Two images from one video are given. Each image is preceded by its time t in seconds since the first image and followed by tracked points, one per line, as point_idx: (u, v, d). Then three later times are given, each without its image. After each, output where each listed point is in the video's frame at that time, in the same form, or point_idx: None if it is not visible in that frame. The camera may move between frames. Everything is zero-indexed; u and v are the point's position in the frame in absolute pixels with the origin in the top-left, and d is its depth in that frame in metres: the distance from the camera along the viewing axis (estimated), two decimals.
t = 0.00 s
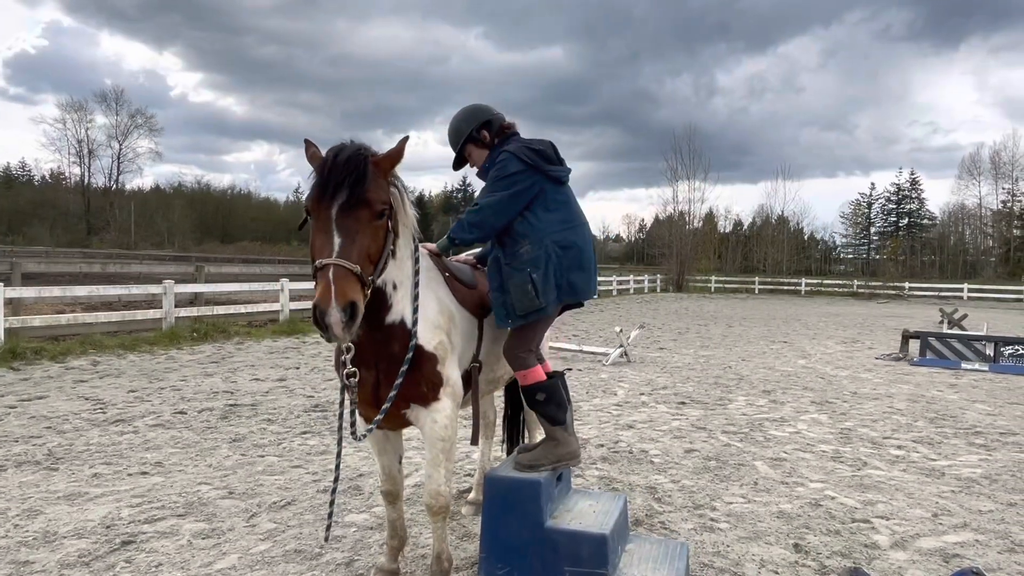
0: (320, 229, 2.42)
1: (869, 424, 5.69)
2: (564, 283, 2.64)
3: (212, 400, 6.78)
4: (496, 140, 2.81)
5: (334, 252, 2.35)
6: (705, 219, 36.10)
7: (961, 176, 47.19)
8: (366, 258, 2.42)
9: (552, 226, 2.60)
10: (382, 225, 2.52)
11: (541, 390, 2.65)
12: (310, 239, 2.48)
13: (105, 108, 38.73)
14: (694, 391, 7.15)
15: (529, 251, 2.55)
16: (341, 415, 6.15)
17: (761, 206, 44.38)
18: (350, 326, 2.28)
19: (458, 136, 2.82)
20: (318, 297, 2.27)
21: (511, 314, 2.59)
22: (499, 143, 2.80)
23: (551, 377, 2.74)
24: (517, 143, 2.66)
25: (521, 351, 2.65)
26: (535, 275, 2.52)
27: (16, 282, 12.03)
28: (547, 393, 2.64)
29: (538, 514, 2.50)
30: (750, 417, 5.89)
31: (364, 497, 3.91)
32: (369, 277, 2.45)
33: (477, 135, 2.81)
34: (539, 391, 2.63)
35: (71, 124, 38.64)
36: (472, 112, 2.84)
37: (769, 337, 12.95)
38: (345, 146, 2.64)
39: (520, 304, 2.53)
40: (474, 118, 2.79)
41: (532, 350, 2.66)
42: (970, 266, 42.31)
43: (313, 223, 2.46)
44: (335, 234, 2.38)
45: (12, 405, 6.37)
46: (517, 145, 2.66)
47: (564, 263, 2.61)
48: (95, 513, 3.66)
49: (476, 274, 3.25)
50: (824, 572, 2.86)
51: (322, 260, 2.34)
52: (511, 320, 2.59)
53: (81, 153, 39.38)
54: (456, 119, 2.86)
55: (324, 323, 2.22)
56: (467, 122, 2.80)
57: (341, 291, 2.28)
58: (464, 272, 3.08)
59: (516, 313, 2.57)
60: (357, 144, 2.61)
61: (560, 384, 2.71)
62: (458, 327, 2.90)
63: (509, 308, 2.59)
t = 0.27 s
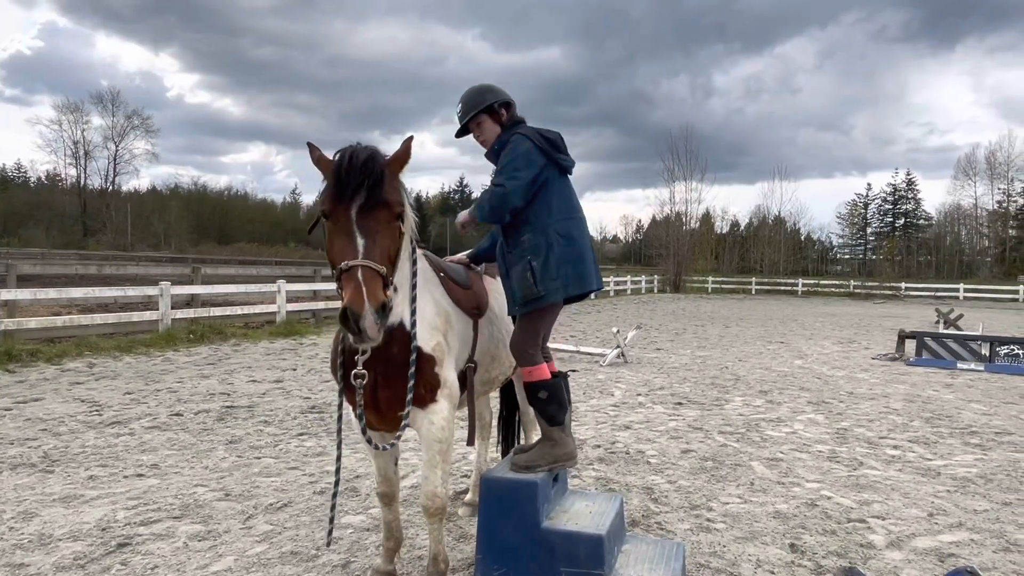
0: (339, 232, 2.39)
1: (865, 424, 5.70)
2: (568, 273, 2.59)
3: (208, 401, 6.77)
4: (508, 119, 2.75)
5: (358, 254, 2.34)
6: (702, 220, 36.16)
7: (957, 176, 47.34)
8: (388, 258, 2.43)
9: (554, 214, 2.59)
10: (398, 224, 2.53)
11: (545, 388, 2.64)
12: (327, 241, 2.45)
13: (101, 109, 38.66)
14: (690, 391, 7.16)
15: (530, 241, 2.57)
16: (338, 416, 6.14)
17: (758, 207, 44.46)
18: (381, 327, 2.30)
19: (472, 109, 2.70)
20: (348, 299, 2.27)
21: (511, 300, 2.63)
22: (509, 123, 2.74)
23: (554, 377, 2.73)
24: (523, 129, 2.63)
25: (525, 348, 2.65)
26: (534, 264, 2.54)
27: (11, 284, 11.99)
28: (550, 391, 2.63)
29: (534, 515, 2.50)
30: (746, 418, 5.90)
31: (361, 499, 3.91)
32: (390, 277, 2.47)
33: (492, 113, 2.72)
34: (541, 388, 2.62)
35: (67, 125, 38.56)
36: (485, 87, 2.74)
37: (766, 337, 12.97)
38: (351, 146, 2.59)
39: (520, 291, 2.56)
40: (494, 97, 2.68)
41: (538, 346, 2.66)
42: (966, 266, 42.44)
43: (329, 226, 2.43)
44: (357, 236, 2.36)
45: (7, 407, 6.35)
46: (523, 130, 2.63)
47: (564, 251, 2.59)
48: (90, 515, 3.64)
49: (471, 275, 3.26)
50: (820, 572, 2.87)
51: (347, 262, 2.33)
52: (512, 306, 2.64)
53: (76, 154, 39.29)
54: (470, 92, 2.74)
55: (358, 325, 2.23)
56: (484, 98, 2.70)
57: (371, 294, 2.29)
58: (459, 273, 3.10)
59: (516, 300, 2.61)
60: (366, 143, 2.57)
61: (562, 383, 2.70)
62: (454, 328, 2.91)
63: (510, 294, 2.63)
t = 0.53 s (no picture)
0: (357, 234, 2.36)
1: (861, 424, 5.72)
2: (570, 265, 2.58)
3: (204, 404, 6.75)
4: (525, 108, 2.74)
5: (379, 255, 2.32)
6: (698, 221, 36.23)
7: (952, 176, 47.51)
8: (405, 259, 2.42)
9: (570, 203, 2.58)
10: (412, 226, 2.52)
11: (544, 388, 2.63)
12: (342, 244, 2.41)
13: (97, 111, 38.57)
14: (687, 392, 7.17)
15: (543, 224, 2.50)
16: (335, 418, 6.13)
17: (754, 207, 44.57)
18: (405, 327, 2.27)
19: (491, 91, 2.64)
20: (371, 299, 2.23)
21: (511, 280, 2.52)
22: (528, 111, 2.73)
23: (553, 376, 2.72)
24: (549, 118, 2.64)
25: (526, 350, 2.62)
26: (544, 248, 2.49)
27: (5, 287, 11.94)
28: (550, 391, 2.62)
29: (530, 516, 2.50)
30: (743, 418, 5.91)
31: (357, 501, 3.90)
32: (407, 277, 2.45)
33: (510, 100, 2.69)
34: (542, 389, 2.61)
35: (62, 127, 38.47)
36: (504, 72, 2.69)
37: (762, 338, 13.00)
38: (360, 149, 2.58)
39: (523, 274, 2.48)
40: (515, 83, 2.65)
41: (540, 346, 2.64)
42: (962, 265, 42.59)
43: (345, 229, 2.40)
44: (376, 236, 2.34)
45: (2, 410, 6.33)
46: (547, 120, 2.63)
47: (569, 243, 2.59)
48: (86, 519, 3.63)
49: (464, 276, 3.27)
50: (815, 572, 2.88)
51: (369, 263, 2.30)
52: (510, 287, 2.55)
53: (72, 156, 39.19)
54: (489, 75, 2.68)
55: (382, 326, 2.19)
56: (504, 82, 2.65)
57: (395, 293, 2.26)
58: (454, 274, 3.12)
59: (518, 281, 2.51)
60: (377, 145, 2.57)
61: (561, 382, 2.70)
62: (449, 329, 2.91)
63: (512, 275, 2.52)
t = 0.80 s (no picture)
0: (368, 235, 2.33)
1: (857, 423, 5.73)
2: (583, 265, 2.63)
3: (200, 406, 6.73)
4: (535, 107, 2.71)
5: (391, 256, 2.30)
6: (694, 221, 36.30)
7: (947, 175, 47.70)
8: (416, 260, 2.40)
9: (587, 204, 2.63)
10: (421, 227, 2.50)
11: (537, 387, 2.62)
12: (352, 245, 2.38)
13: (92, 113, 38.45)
14: (683, 392, 7.18)
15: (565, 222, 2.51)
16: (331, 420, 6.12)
17: (750, 207, 44.67)
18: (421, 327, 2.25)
19: (503, 89, 2.57)
20: (387, 300, 2.21)
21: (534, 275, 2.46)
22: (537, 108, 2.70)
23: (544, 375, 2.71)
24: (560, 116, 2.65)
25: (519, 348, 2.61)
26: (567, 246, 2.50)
27: None
28: (542, 390, 2.62)
29: (526, 516, 2.49)
30: (739, 417, 5.91)
31: (354, 502, 3.89)
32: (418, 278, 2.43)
33: (521, 98, 2.63)
34: (535, 388, 2.60)
35: (56, 129, 38.35)
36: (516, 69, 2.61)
37: (758, 337, 13.02)
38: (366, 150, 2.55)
39: (549, 269, 2.45)
40: (527, 83, 2.59)
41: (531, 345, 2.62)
42: (957, 264, 42.76)
43: (356, 230, 2.36)
44: (388, 237, 2.32)
45: None
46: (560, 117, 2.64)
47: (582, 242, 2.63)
48: (81, 522, 3.62)
49: (458, 276, 3.27)
50: (812, 571, 2.88)
51: (382, 264, 2.27)
52: (532, 283, 2.47)
53: (67, 159, 39.06)
54: (501, 71, 2.60)
55: (398, 327, 2.17)
56: (515, 82, 2.58)
57: (410, 294, 2.24)
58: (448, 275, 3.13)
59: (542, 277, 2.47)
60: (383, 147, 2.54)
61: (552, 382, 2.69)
62: (445, 330, 2.91)
63: (534, 270, 2.47)
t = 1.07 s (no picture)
0: (369, 235, 2.33)
1: (854, 420, 5.75)
2: (582, 268, 2.65)
3: (197, 409, 6.71)
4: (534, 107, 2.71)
5: (392, 257, 2.30)
6: (690, 221, 36.35)
7: (942, 173, 47.89)
8: (417, 262, 2.40)
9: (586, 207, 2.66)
10: (422, 228, 2.50)
11: (530, 387, 2.61)
12: (353, 246, 2.38)
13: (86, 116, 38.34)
14: (681, 390, 7.19)
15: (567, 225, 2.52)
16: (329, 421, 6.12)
17: (746, 206, 44.77)
18: (421, 329, 2.24)
19: (505, 89, 2.56)
20: (388, 301, 2.20)
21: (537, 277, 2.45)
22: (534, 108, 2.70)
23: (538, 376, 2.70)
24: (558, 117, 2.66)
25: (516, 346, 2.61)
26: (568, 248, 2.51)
27: None
28: (535, 389, 2.60)
29: (524, 516, 2.50)
30: (736, 416, 5.92)
31: (351, 504, 3.89)
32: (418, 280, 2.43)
33: (522, 98, 2.63)
34: (528, 386, 2.58)
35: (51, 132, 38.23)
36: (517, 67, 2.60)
37: (755, 336, 13.04)
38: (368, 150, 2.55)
39: (553, 271, 2.46)
40: (527, 83, 2.58)
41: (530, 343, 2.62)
42: (952, 262, 42.94)
43: (357, 231, 2.36)
44: (389, 239, 2.32)
45: None
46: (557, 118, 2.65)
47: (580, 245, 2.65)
48: (78, 526, 3.60)
49: (455, 277, 3.27)
50: (810, 568, 2.89)
51: (383, 266, 2.27)
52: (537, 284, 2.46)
53: (61, 161, 38.92)
54: (502, 70, 2.59)
55: (399, 329, 2.16)
56: (517, 80, 2.57)
57: (411, 295, 2.24)
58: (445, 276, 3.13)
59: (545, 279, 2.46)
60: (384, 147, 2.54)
61: (542, 383, 2.68)
62: (443, 331, 2.91)
63: (537, 271, 2.46)
